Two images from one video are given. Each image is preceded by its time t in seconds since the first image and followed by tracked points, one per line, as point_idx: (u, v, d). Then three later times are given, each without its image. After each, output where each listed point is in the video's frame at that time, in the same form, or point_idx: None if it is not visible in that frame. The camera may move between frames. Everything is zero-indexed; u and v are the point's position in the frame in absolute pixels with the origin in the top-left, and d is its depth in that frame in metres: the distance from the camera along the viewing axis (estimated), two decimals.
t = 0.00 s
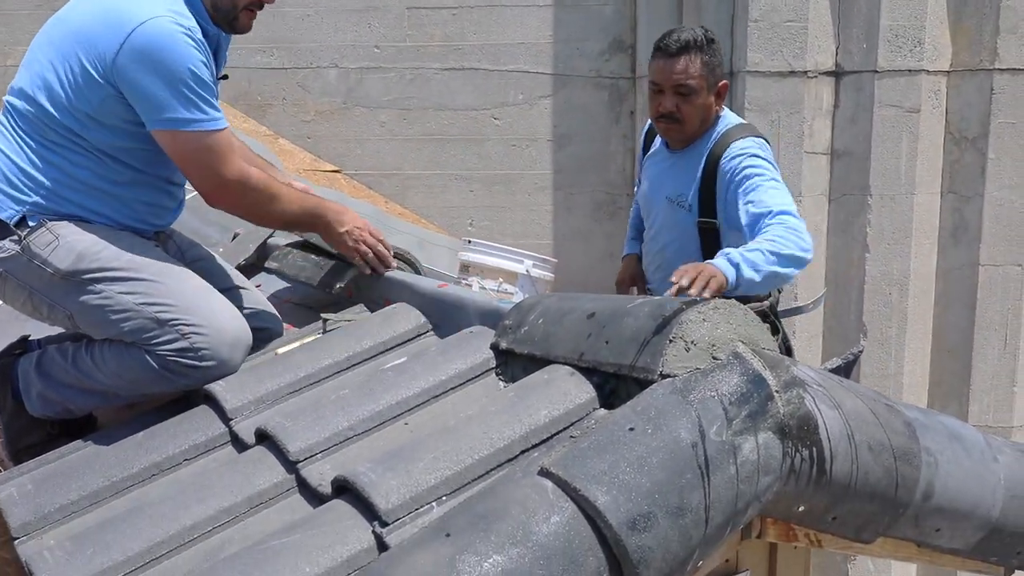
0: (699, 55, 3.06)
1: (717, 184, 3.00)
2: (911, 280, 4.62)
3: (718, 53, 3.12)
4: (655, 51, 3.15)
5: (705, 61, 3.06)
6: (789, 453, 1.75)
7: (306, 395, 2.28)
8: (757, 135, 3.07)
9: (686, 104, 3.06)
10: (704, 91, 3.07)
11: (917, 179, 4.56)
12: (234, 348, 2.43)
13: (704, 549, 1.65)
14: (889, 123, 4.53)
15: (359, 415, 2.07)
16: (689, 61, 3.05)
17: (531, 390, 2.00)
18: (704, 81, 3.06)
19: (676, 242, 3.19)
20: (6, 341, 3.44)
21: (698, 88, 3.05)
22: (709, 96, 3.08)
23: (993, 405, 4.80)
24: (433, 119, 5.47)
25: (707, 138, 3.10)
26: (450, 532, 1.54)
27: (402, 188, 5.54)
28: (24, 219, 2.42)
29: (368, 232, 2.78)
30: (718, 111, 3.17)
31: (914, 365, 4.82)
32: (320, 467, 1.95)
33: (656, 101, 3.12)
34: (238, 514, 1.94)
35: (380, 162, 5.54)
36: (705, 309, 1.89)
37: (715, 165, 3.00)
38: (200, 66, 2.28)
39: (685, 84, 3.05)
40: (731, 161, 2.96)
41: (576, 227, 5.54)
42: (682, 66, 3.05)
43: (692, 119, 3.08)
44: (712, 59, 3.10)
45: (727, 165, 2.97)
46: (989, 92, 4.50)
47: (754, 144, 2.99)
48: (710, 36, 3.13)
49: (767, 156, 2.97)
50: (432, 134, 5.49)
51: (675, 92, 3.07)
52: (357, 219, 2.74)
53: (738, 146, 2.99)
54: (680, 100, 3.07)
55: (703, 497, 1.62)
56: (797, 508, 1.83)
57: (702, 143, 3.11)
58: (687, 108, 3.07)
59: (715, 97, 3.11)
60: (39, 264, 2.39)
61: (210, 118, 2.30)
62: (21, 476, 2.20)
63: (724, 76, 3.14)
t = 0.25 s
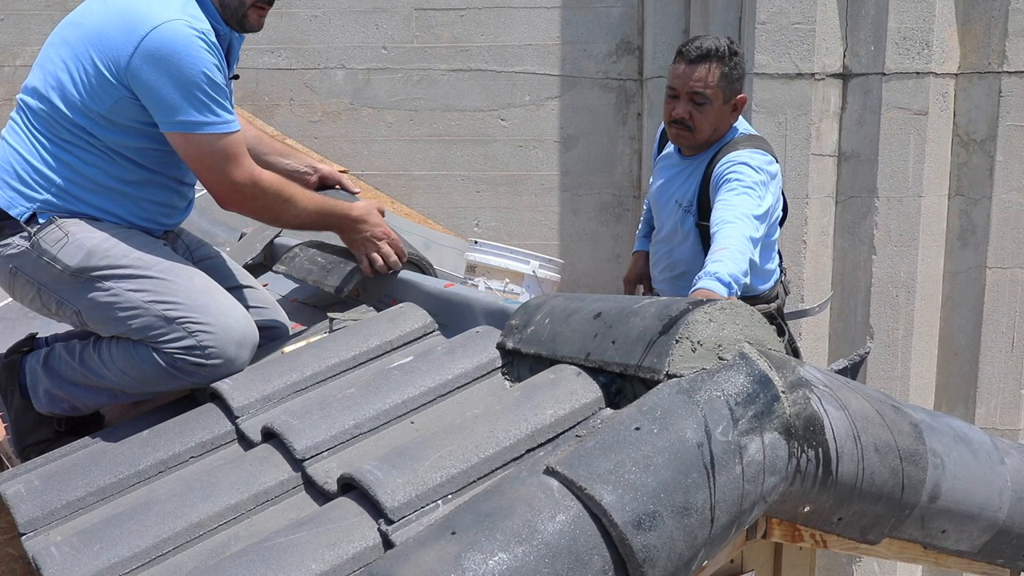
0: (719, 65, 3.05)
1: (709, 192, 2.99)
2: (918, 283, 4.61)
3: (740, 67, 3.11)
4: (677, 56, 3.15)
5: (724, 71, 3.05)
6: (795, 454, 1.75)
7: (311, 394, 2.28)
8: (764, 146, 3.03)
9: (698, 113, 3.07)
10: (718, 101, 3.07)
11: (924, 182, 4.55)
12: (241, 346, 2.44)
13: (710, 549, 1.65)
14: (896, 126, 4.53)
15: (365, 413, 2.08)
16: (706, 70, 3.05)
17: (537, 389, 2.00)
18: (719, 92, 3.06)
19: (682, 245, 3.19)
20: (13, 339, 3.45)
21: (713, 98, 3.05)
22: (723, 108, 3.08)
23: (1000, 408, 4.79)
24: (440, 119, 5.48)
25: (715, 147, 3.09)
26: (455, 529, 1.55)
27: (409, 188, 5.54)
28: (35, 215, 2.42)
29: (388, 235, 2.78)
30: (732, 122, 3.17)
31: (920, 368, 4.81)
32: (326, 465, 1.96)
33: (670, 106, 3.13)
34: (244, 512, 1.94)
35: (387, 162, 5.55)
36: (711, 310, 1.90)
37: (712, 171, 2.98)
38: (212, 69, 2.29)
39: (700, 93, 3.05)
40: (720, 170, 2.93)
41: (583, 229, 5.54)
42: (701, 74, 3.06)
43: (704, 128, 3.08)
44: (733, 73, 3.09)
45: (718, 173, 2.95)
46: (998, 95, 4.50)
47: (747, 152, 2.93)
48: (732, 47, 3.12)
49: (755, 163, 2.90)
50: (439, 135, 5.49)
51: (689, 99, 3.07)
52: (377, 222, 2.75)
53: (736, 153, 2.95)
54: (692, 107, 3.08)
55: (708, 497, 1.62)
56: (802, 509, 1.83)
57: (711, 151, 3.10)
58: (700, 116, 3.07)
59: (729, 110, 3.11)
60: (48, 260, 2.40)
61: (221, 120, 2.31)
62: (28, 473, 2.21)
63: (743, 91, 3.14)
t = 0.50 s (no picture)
0: (717, 56, 3.05)
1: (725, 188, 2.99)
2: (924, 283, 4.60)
3: (740, 57, 3.11)
4: (676, 49, 3.16)
5: (723, 62, 3.05)
6: (799, 452, 1.75)
7: (316, 388, 2.29)
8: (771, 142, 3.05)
9: (699, 104, 3.06)
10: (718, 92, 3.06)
11: (931, 182, 4.54)
12: (246, 340, 2.44)
13: (713, 547, 1.65)
14: (903, 125, 4.52)
15: (370, 408, 2.08)
16: (705, 62, 3.04)
17: (542, 385, 2.01)
18: (720, 83, 3.05)
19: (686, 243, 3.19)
20: (19, 331, 3.46)
21: (713, 89, 3.05)
22: (724, 99, 3.08)
23: (1005, 409, 4.78)
24: (447, 115, 5.47)
25: (720, 143, 3.10)
26: (458, 524, 1.55)
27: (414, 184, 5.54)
28: (45, 205, 2.44)
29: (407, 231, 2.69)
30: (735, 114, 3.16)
31: (925, 368, 4.80)
32: (330, 459, 1.96)
33: (671, 98, 3.13)
34: (248, 505, 1.95)
35: (392, 158, 5.55)
36: (716, 307, 1.90)
37: (726, 170, 2.98)
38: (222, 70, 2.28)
39: (700, 84, 3.05)
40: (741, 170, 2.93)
41: (588, 225, 5.54)
42: (700, 65, 3.05)
43: (704, 120, 3.08)
44: (733, 63, 3.09)
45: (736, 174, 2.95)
46: (1006, 95, 4.49)
47: (765, 153, 2.95)
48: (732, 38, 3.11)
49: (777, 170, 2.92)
50: (445, 130, 5.49)
51: (689, 91, 3.07)
52: (395, 220, 2.65)
53: (750, 150, 2.96)
54: (693, 99, 3.07)
55: (712, 494, 1.62)
56: (806, 507, 1.83)
57: (715, 146, 3.11)
58: (700, 108, 3.07)
59: (731, 101, 3.10)
60: (57, 250, 2.41)
61: (225, 123, 2.29)
62: (32, 464, 2.22)
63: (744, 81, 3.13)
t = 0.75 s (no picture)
0: (719, 50, 3.06)
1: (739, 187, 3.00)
2: (927, 281, 4.60)
3: (741, 52, 3.11)
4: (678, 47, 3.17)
5: (725, 57, 3.06)
6: (804, 451, 1.75)
7: (321, 390, 2.29)
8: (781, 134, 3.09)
9: (703, 99, 3.06)
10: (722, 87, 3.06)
11: (935, 180, 4.54)
12: (252, 343, 2.45)
13: (719, 546, 1.66)
14: (906, 123, 4.52)
15: (375, 409, 2.09)
16: (707, 56, 3.05)
17: (547, 386, 2.01)
18: (722, 77, 3.06)
19: (693, 241, 3.20)
20: (25, 334, 3.47)
21: (716, 83, 3.05)
22: (727, 94, 3.07)
23: (1010, 407, 4.78)
24: (450, 116, 5.48)
25: (726, 140, 3.10)
26: (464, 525, 1.55)
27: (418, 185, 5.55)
28: (52, 207, 2.45)
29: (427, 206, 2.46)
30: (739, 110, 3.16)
31: (929, 366, 4.80)
32: (336, 460, 1.96)
33: (674, 95, 3.13)
34: (254, 507, 1.95)
35: (396, 159, 5.55)
36: (721, 307, 1.90)
37: (740, 167, 2.99)
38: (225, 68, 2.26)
39: (703, 79, 3.05)
40: (762, 164, 2.95)
41: (592, 226, 5.54)
42: (702, 60, 3.06)
43: (709, 115, 3.07)
44: (735, 58, 3.09)
45: (756, 171, 2.96)
46: (1009, 93, 4.49)
47: (781, 149, 2.99)
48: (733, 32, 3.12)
49: (795, 165, 2.98)
50: (448, 132, 5.50)
51: (691, 86, 3.07)
52: (412, 196, 2.45)
53: (764, 147, 2.98)
54: (696, 94, 3.07)
55: (717, 494, 1.63)
56: (811, 506, 1.83)
57: (721, 143, 3.11)
58: (704, 103, 3.06)
59: (734, 95, 3.10)
60: (63, 252, 2.42)
61: (222, 117, 2.25)
62: (39, 467, 2.22)
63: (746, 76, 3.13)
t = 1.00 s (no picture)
0: (690, 62, 3.03)
1: (754, 181, 3.02)
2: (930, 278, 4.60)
3: (720, 52, 3.05)
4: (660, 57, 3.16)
5: (696, 67, 3.02)
6: (807, 449, 1.75)
7: (325, 391, 2.30)
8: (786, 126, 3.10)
9: (686, 112, 3.08)
10: (700, 98, 3.05)
11: (937, 177, 4.54)
12: (254, 345, 2.46)
13: (723, 544, 1.66)
14: (908, 121, 4.52)
15: (379, 410, 2.09)
16: (678, 70, 3.04)
17: (550, 385, 2.02)
18: (700, 88, 3.04)
19: (701, 239, 3.19)
20: (29, 337, 3.48)
21: (694, 96, 3.04)
22: (710, 100, 3.05)
23: (1013, 404, 4.78)
24: (451, 117, 5.49)
25: (730, 136, 3.10)
26: (469, 525, 1.56)
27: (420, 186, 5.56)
28: (54, 210, 2.46)
29: (439, 242, 2.41)
30: (734, 108, 3.12)
31: (932, 364, 4.80)
32: (340, 461, 1.97)
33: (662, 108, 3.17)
34: (259, 508, 1.96)
35: (398, 160, 5.56)
36: (723, 305, 1.91)
37: (753, 162, 2.99)
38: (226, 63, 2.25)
39: (681, 93, 3.06)
40: (777, 155, 2.96)
41: (594, 226, 5.55)
42: (676, 75, 3.06)
43: (696, 126, 3.09)
44: (712, 62, 3.04)
45: (774, 162, 2.97)
46: (1011, 90, 4.49)
47: (793, 139, 3.01)
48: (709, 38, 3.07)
49: (810, 149, 3.01)
50: (449, 132, 5.51)
51: (673, 100, 3.09)
52: (423, 230, 2.41)
53: (775, 139, 3.00)
54: (680, 108, 3.09)
55: (721, 491, 1.63)
56: (815, 504, 1.83)
57: (725, 140, 3.11)
58: (688, 115, 3.08)
59: (721, 98, 3.06)
60: (66, 254, 2.42)
61: (222, 111, 2.22)
62: (44, 470, 2.23)
63: (732, 74, 3.06)
